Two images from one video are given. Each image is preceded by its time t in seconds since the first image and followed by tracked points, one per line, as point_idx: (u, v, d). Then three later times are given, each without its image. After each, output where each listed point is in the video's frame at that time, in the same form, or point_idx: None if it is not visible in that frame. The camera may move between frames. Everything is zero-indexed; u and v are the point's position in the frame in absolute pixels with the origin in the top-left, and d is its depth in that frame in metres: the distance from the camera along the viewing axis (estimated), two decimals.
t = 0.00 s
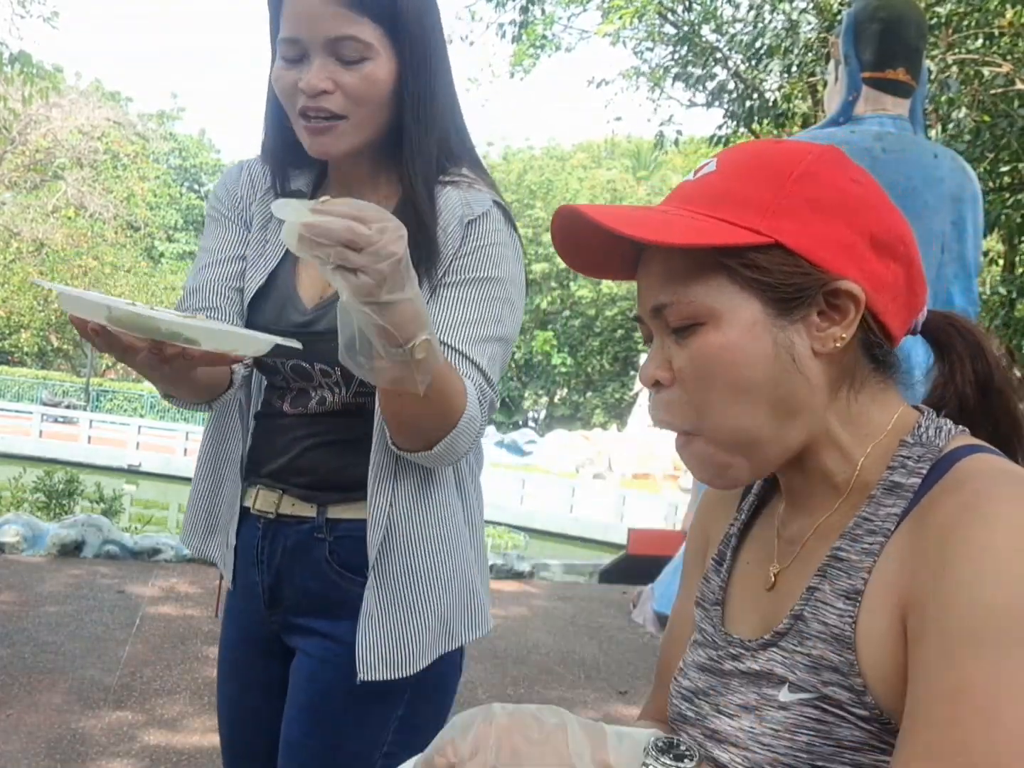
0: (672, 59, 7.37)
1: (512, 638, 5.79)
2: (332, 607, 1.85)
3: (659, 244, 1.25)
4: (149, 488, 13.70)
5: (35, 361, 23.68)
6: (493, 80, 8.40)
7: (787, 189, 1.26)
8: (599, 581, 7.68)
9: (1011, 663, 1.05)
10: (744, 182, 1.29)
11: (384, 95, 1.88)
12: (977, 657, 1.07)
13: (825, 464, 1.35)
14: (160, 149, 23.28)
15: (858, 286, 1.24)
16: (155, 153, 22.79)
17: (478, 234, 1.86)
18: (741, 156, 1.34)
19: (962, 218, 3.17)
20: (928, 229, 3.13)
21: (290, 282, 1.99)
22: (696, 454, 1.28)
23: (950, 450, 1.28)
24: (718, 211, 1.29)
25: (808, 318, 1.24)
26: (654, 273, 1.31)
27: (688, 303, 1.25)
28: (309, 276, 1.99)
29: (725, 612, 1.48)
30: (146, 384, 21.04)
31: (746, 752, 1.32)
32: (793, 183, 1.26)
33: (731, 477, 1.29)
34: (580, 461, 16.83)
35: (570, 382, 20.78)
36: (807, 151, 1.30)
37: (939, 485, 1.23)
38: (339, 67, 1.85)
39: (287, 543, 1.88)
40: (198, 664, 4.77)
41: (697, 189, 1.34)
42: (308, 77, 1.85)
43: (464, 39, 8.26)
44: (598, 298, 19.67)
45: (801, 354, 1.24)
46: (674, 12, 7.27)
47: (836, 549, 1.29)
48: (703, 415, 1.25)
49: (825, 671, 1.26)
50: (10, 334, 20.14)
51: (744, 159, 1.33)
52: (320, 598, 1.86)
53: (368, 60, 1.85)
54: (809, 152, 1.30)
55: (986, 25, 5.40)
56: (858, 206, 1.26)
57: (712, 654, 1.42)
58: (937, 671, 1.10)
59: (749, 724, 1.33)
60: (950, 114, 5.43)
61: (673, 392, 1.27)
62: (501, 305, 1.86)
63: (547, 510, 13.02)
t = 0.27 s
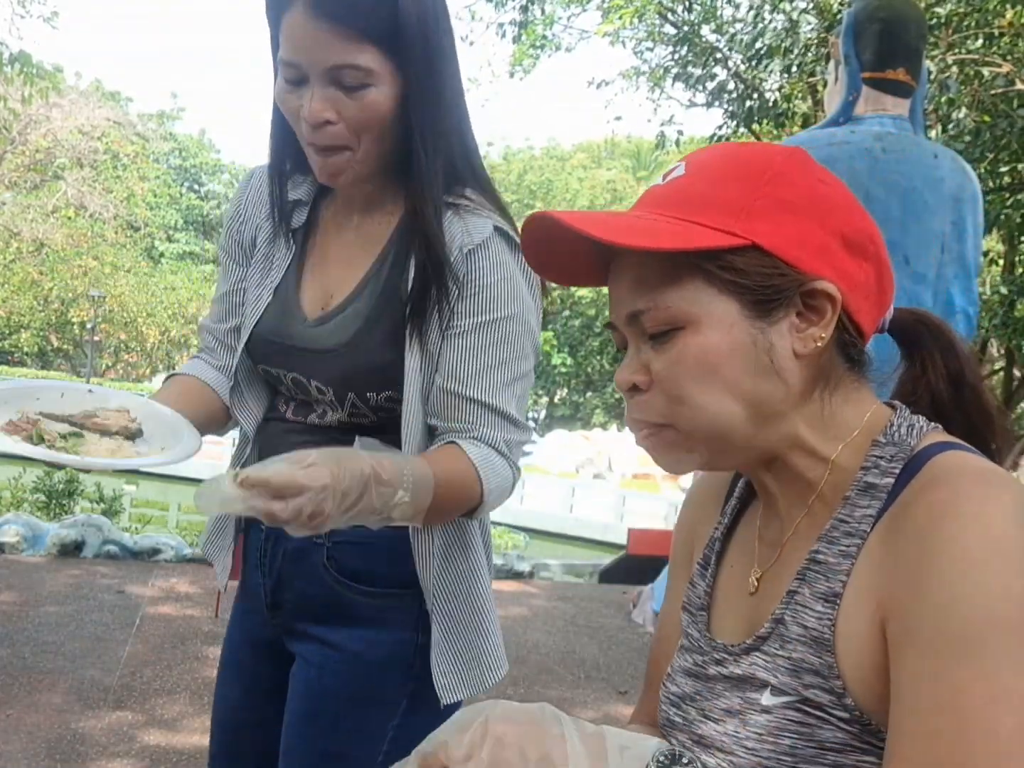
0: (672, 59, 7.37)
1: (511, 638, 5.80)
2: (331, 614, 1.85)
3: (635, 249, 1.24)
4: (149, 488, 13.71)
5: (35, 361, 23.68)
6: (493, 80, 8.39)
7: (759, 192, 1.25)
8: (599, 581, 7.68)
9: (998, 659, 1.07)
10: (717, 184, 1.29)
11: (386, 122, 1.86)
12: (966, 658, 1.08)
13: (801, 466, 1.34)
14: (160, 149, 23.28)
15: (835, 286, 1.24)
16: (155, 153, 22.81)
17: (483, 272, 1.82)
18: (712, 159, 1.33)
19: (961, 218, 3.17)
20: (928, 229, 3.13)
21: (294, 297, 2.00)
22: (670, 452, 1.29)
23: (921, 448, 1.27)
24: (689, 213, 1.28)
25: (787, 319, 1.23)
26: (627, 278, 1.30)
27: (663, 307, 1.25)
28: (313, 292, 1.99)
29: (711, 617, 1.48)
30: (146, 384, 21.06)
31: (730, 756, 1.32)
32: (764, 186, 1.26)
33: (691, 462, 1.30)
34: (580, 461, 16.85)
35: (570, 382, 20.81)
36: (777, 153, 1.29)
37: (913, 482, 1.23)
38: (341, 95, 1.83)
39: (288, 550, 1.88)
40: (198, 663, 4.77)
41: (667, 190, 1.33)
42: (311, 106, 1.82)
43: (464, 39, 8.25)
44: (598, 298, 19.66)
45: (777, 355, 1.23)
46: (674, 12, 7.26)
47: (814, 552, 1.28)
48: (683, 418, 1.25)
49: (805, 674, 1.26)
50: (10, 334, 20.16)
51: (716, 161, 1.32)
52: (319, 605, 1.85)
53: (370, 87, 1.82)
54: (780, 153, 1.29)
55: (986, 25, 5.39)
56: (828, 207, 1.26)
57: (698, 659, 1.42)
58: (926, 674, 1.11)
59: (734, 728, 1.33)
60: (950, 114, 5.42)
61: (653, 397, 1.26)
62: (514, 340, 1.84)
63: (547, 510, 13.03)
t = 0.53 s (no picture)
0: (672, 59, 7.37)
1: (511, 638, 5.80)
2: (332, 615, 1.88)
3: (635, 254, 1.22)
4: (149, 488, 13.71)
5: (35, 361, 23.68)
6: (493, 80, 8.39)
7: (756, 198, 1.25)
8: (599, 581, 7.69)
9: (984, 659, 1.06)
10: (714, 189, 1.28)
11: (359, 138, 1.81)
12: (950, 656, 1.08)
13: (796, 471, 1.34)
14: (160, 149, 23.28)
15: (831, 292, 1.24)
16: (156, 153, 22.82)
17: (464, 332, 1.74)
18: (706, 164, 1.32)
19: (961, 218, 3.17)
20: (928, 229, 3.13)
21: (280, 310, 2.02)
22: (672, 457, 1.26)
23: (911, 449, 1.27)
24: (686, 218, 1.27)
25: (784, 324, 1.23)
26: (621, 284, 1.29)
27: (661, 313, 1.23)
28: (299, 306, 2.00)
29: (707, 620, 1.48)
30: (146, 384, 21.06)
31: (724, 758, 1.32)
32: (761, 192, 1.25)
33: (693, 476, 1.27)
34: (580, 461, 16.86)
35: (570, 382, 20.81)
36: (773, 159, 1.29)
37: (903, 483, 1.23)
38: (315, 112, 1.77)
39: (295, 546, 1.94)
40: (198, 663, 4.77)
41: (663, 194, 1.32)
42: (281, 122, 1.77)
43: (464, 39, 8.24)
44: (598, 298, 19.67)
45: (777, 360, 1.23)
46: (675, 12, 7.26)
47: (807, 555, 1.29)
48: (683, 424, 1.23)
49: (798, 677, 1.26)
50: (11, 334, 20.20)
51: (712, 165, 1.31)
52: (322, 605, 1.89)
53: (345, 105, 1.77)
54: (775, 158, 1.29)
55: (986, 25, 5.40)
56: (824, 213, 1.26)
57: (694, 661, 1.41)
58: (919, 675, 1.10)
59: (729, 731, 1.32)
60: (951, 114, 5.42)
61: (649, 402, 1.24)
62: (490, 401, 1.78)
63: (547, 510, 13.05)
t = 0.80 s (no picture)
0: (672, 59, 7.38)
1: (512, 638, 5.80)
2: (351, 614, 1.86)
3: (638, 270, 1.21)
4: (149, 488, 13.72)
5: (35, 361, 23.69)
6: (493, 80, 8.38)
7: (755, 202, 1.24)
8: (599, 581, 7.69)
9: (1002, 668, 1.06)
10: (711, 195, 1.27)
11: (299, 186, 1.69)
12: (967, 667, 1.07)
13: (800, 476, 1.33)
14: (160, 149, 23.29)
15: (835, 294, 1.24)
16: (156, 153, 22.84)
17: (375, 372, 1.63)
18: (700, 167, 1.31)
19: (962, 218, 3.18)
20: (928, 229, 3.13)
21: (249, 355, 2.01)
22: (679, 469, 1.26)
23: (917, 451, 1.26)
24: (687, 227, 1.26)
25: (790, 330, 1.22)
26: (620, 298, 1.27)
27: (664, 325, 1.22)
28: (269, 347, 2.00)
29: (710, 624, 1.47)
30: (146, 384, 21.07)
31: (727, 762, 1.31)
32: (759, 196, 1.24)
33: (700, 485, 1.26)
34: (580, 461, 16.87)
35: (570, 382, 20.84)
36: (767, 159, 1.28)
37: (908, 486, 1.22)
38: (251, 157, 1.65)
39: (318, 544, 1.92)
40: (198, 663, 4.78)
41: (659, 203, 1.31)
42: (215, 168, 1.65)
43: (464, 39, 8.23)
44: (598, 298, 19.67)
45: (783, 367, 1.22)
46: (674, 12, 7.26)
47: (812, 559, 1.28)
48: (689, 436, 1.22)
49: (803, 681, 1.26)
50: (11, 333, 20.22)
51: (707, 168, 1.30)
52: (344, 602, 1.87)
53: (284, 152, 1.65)
54: (769, 158, 1.29)
55: (986, 25, 5.40)
56: (821, 212, 1.26)
57: (697, 664, 1.41)
58: (937, 687, 1.09)
59: (732, 735, 1.32)
60: (950, 114, 5.42)
61: (656, 414, 1.23)
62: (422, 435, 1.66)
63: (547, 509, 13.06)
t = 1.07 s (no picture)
0: (672, 59, 7.38)
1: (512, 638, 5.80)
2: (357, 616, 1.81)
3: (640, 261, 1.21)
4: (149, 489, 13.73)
5: (35, 360, 23.70)
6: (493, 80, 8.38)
7: (764, 199, 1.23)
8: (599, 581, 7.69)
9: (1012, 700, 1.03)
10: (719, 189, 1.26)
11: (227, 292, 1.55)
12: (975, 702, 1.04)
13: (792, 480, 1.32)
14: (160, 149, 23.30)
15: (839, 298, 1.24)
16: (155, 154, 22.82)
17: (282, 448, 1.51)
18: (711, 159, 1.30)
19: (962, 219, 3.17)
20: (928, 230, 3.13)
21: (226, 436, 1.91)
22: (671, 465, 1.25)
23: (909, 463, 1.23)
24: (693, 220, 1.25)
25: (792, 331, 1.22)
26: (621, 288, 1.28)
27: (663, 319, 1.22)
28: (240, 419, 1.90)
29: (702, 629, 1.46)
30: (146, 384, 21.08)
31: None
32: (767, 194, 1.24)
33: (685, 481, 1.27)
34: (579, 461, 16.88)
35: (570, 382, 20.86)
36: (778, 157, 1.28)
37: (901, 503, 1.18)
38: (173, 269, 1.52)
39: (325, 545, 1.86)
40: (198, 663, 4.78)
41: (665, 194, 1.31)
42: (139, 280, 1.52)
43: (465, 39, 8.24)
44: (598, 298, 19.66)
45: (782, 368, 1.22)
46: (674, 12, 7.27)
47: (801, 571, 1.25)
48: (681, 432, 1.22)
49: (793, 696, 1.23)
50: (11, 333, 20.24)
51: (718, 160, 1.29)
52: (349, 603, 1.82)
53: (206, 260, 1.52)
54: (780, 156, 1.28)
55: (986, 26, 5.39)
56: (829, 213, 1.26)
57: (689, 672, 1.39)
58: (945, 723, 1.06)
59: (723, 747, 1.30)
60: (950, 113, 5.43)
61: (649, 408, 1.24)
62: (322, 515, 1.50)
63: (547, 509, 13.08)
